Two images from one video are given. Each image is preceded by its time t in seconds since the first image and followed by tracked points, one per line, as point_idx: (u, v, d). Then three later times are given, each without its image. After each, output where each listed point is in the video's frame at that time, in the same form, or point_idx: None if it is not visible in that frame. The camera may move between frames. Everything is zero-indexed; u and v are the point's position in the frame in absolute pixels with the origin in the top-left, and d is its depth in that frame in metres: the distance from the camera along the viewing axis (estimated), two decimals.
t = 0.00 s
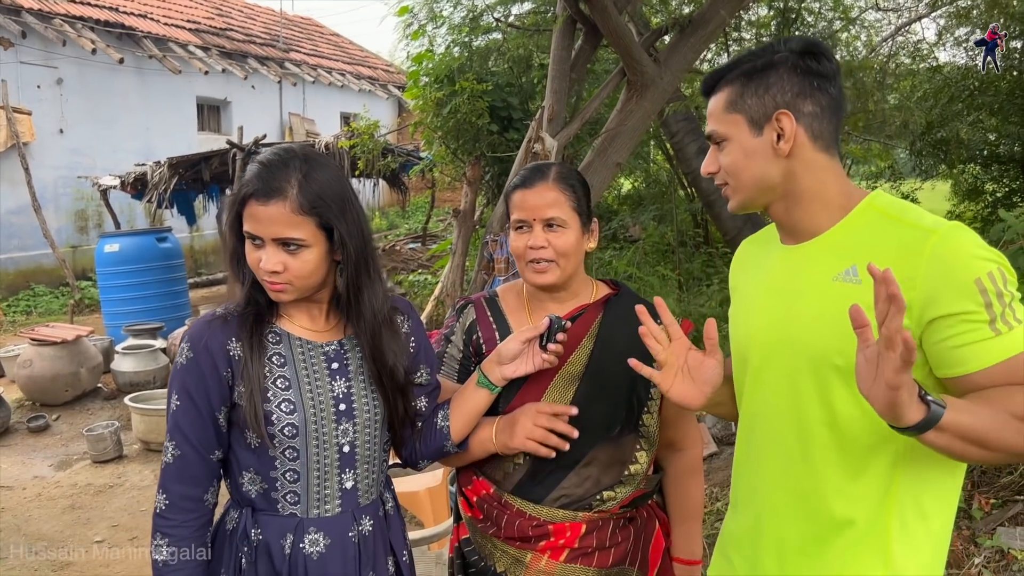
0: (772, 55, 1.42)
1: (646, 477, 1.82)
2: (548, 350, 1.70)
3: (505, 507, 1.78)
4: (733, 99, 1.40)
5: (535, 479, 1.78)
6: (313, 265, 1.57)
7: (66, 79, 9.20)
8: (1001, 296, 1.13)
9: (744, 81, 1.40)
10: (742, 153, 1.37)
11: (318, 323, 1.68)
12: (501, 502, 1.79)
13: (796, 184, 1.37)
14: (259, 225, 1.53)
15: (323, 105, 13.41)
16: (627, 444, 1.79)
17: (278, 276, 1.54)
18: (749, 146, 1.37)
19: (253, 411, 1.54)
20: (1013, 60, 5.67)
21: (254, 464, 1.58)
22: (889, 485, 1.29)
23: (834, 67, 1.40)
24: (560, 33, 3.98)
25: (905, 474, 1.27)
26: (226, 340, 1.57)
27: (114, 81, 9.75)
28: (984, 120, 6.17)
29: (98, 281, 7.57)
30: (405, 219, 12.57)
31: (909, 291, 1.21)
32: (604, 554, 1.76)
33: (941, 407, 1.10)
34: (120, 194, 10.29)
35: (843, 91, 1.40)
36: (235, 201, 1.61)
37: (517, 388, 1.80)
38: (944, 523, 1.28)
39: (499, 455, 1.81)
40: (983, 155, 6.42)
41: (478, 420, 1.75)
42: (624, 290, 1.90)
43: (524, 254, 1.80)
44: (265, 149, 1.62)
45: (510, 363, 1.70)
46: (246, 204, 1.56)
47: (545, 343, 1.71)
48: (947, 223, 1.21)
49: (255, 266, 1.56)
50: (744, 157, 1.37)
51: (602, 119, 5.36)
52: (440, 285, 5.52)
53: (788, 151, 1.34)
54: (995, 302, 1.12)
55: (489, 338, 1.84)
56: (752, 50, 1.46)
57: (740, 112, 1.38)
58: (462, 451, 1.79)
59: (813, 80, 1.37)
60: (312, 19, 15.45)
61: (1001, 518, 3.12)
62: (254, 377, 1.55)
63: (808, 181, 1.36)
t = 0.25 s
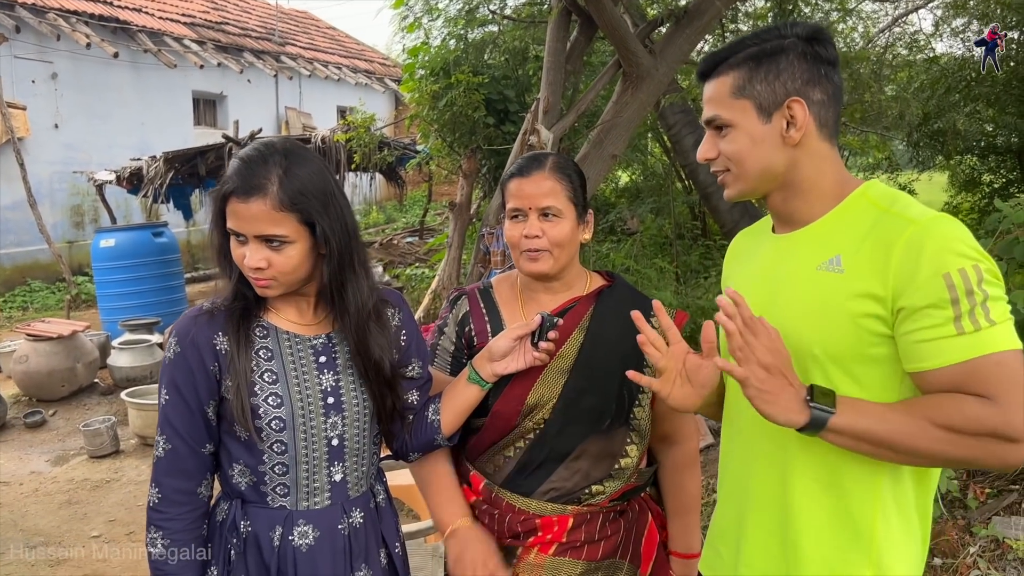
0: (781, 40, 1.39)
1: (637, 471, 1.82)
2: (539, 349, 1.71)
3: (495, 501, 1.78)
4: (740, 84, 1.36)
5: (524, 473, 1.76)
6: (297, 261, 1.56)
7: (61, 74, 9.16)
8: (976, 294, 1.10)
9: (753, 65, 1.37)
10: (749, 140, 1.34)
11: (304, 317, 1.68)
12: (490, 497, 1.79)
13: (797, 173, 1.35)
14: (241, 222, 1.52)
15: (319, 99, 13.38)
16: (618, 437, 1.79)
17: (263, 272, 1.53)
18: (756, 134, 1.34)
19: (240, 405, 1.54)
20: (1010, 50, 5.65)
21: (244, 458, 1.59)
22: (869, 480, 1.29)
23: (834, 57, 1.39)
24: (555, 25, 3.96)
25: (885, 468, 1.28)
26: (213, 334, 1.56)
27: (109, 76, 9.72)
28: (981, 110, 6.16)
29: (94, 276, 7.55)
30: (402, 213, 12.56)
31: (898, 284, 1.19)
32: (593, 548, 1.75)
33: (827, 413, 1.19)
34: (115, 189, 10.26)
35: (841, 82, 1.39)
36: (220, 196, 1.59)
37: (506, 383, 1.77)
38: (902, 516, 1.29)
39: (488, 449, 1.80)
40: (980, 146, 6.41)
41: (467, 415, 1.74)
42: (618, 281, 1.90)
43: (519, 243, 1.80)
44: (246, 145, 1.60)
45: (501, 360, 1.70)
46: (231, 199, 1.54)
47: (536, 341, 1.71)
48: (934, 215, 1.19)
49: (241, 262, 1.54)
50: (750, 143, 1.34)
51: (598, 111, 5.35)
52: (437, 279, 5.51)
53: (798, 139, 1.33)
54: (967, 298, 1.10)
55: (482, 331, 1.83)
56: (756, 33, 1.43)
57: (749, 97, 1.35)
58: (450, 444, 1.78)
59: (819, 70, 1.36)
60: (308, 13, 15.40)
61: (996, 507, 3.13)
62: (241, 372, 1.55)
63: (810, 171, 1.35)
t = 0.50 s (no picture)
0: (777, 32, 1.38)
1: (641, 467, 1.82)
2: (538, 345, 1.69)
3: (502, 500, 1.78)
4: (735, 79, 1.35)
5: (533, 470, 1.77)
6: (284, 260, 1.54)
7: (58, 70, 9.13)
8: (979, 290, 1.06)
9: (748, 59, 1.35)
10: (745, 137, 1.33)
11: (298, 315, 1.67)
12: (497, 496, 1.79)
13: (795, 170, 1.34)
14: (226, 223, 1.51)
15: (317, 95, 13.36)
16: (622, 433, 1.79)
17: (250, 271, 1.52)
18: (752, 130, 1.32)
19: (234, 403, 1.54)
20: (1009, 44, 5.64)
21: (242, 456, 1.59)
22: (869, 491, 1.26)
23: (832, 48, 1.38)
24: (553, 20, 3.94)
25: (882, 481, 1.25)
26: (207, 333, 1.57)
27: (106, 74, 9.71)
28: (980, 105, 6.15)
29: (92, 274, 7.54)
30: (400, 209, 12.55)
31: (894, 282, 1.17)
32: (601, 543, 1.78)
33: (833, 445, 1.11)
34: (113, 186, 10.25)
35: (839, 74, 1.38)
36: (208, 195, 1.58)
37: (508, 383, 1.76)
38: (901, 524, 1.26)
39: (493, 449, 1.80)
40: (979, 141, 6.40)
41: (466, 412, 1.74)
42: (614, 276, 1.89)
43: (526, 236, 1.78)
44: (232, 144, 1.60)
45: (499, 358, 1.69)
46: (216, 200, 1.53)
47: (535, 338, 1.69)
48: (933, 209, 1.16)
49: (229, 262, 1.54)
50: (746, 140, 1.32)
51: (596, 107, 5.35)
52: (435, 276, 5.51)
53: (796, 136, 1.31)
54: (970, 295, 1.06)
55: (479, 332, 1.83)
56: (753, 24, 1.41)
57: (745, 92, 1.33)
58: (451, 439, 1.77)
59: (817, 62, 1.35)
60: (305, 9, 15.38)
61: (995, 501, 3.13)
62: (234, 370, 1.55)
63: (809, 167, 1.34)
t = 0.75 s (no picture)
0: (802, 19, 1.31)
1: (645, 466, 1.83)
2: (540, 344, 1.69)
3: (507, 500, 1.80)
4: (758, 70, 1.29)
5: (536, 469, 1.79)
6: (277, 259, 1.54)
7: (58, 69, 9.14)
8: (1002, 304, 1.03)
9: (773, 48, 1.29)
10: (766, 132, 1.27)
11: (297, 313, 1.67)
12: (502, 496, 1.81)
13: (816, 166, 1.29)
14: (219, 223, 1.51)
15: (317, 93, 13.36)
16: (622, 432, 1.79)
17: (244, 269, 1.52)
18: (773, 124, 1.27)
19: (234, 401, 1.56)
20: (1010, 41, 5.64)
21: (244, 453, 1.61)
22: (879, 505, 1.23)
23: (859, 36, 1.31)
24: (554, 17, 3.94)
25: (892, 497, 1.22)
26: (207, 331, 1.59)
27: (107, 72, 9.71)
28: (980, 101, 6.15)
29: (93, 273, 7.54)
30: (401, 207, 12.55)
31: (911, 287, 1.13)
32: (606, 541, 1.79)
33: (835, 466, 1.12)
34: (114, 184, 10.25)
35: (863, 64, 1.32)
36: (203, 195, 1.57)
37: (508, 384, 1.77)
38: (913, 540, 1.23)
39: (496, 450, 1.81)
40: (979, 137, 6.40)
41: (469, 411, 1.75)
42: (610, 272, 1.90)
43: (541, 229, 1.77)
44: (227, 144, 1.59)
45: (501, 357, 1.70)
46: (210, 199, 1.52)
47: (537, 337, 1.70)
48: (958, 216, 1.12)
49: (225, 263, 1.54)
50: (766, 135, 1.27)
51: (597, 104, 5.35)
52: (437, 273, 5.52)
53: (819, 132, 1.26)
54: (992, 308, 1.03)
55: (477, 334, 1.84)
56: (778, 5, 1.34)
57: (768, 84, 1.27)
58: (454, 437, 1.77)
59: (844, 53, 1.28)
60: (305, 7, 15.37)
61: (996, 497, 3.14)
62: (234, 367, 1.57)
63: (832, 164, 1.29)
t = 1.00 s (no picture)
0: (846, 13, 1.23)
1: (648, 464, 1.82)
2: (542, 342, 1.68)
3: (510, 500, 1.79)
4: (797, 65, 1.22)
5: (539, 467, 1.78)
6: (271, 260, 1.54)
7: (62, 68, 9.15)
8: (1008, 325, 0.98)
9: (816, 42, 1.22)
10: (802, 131, 1.22)
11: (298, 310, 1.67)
12: (505, 496, 1.80)
13: (850, 167, 1.24)
14: (214, 223, 1.52)
15: (320, 92, 13.36)
16: (625, 432, 1.78)
17: (240, 269, 1.53)
18: (810, 123, 1.21)
19: (233, 399, 1.57)
20: (1014, 39, 5.62)
21: (244, 450, 1.61)
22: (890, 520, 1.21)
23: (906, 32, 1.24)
24: (557, 17, 3.92)
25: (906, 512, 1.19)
26: (208, 329, 1.60)
27: (110, 71, 9.72)
28: (984, 100, 6.14)
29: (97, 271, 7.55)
30: (404, 206, 12.56)
31: (929, 297, 1.09)
32: (608, 539, 1.79)
33: (807, 466, 1.16)
34: (118, 183, 10.27)
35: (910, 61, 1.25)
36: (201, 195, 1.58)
37: (513, 385, 1.77)
38: (925, 557, 1.21)
39: (500, 449, 1.82)
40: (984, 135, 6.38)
41: (473, 410, 1.73)
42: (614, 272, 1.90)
43: (541, 227, 1.78)
44: (224, 145, 1.59)
45: (503, 355, 1.68)
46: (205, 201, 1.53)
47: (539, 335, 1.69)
48: (987, 227, 1.07)
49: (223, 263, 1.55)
50: (802, 134, 1.22)
51: (601, 103, 5.35)
52: (440, 272, 5.53)
53: (858, 134, 1.20)
54: (995, 330, 0.99)
55: (482, 334, 1.83)
56: None
57: (808, 80, 1.21)
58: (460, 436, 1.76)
59: (889, 50, 1.21)
60: (308, 5, 15.37)
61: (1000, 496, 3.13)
62: (232, 365, 1.57)
63: (868, 165, 1.23)
